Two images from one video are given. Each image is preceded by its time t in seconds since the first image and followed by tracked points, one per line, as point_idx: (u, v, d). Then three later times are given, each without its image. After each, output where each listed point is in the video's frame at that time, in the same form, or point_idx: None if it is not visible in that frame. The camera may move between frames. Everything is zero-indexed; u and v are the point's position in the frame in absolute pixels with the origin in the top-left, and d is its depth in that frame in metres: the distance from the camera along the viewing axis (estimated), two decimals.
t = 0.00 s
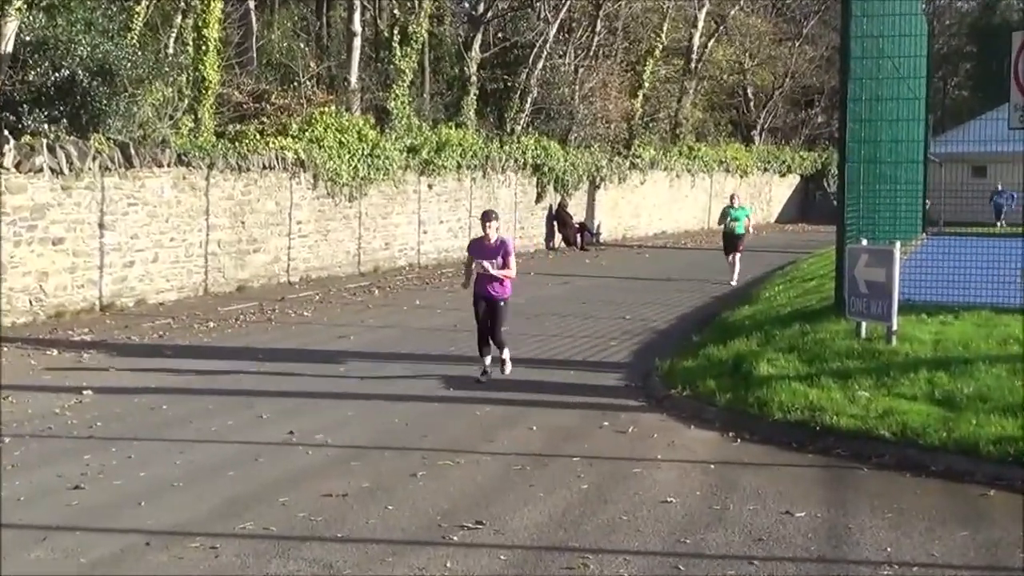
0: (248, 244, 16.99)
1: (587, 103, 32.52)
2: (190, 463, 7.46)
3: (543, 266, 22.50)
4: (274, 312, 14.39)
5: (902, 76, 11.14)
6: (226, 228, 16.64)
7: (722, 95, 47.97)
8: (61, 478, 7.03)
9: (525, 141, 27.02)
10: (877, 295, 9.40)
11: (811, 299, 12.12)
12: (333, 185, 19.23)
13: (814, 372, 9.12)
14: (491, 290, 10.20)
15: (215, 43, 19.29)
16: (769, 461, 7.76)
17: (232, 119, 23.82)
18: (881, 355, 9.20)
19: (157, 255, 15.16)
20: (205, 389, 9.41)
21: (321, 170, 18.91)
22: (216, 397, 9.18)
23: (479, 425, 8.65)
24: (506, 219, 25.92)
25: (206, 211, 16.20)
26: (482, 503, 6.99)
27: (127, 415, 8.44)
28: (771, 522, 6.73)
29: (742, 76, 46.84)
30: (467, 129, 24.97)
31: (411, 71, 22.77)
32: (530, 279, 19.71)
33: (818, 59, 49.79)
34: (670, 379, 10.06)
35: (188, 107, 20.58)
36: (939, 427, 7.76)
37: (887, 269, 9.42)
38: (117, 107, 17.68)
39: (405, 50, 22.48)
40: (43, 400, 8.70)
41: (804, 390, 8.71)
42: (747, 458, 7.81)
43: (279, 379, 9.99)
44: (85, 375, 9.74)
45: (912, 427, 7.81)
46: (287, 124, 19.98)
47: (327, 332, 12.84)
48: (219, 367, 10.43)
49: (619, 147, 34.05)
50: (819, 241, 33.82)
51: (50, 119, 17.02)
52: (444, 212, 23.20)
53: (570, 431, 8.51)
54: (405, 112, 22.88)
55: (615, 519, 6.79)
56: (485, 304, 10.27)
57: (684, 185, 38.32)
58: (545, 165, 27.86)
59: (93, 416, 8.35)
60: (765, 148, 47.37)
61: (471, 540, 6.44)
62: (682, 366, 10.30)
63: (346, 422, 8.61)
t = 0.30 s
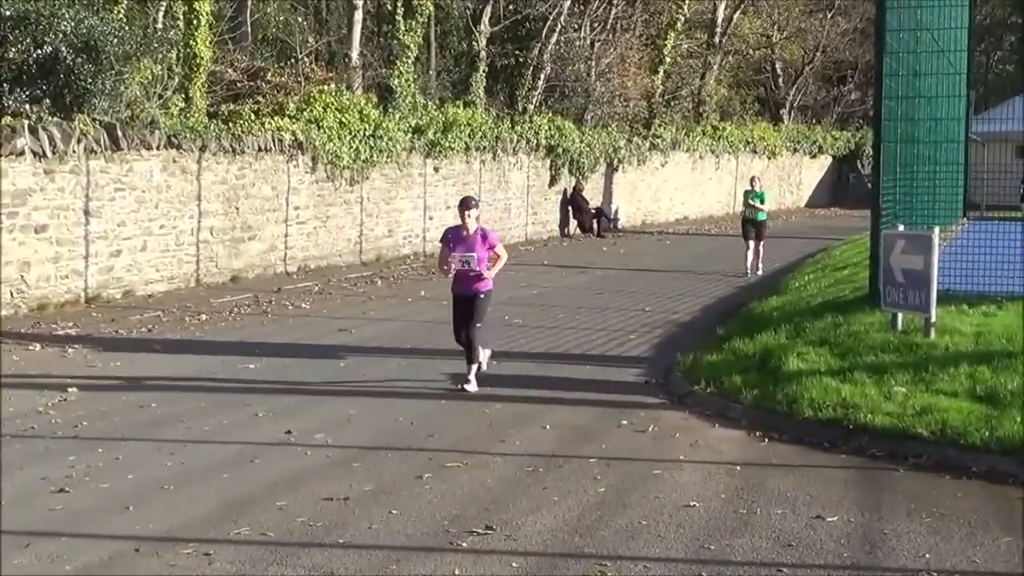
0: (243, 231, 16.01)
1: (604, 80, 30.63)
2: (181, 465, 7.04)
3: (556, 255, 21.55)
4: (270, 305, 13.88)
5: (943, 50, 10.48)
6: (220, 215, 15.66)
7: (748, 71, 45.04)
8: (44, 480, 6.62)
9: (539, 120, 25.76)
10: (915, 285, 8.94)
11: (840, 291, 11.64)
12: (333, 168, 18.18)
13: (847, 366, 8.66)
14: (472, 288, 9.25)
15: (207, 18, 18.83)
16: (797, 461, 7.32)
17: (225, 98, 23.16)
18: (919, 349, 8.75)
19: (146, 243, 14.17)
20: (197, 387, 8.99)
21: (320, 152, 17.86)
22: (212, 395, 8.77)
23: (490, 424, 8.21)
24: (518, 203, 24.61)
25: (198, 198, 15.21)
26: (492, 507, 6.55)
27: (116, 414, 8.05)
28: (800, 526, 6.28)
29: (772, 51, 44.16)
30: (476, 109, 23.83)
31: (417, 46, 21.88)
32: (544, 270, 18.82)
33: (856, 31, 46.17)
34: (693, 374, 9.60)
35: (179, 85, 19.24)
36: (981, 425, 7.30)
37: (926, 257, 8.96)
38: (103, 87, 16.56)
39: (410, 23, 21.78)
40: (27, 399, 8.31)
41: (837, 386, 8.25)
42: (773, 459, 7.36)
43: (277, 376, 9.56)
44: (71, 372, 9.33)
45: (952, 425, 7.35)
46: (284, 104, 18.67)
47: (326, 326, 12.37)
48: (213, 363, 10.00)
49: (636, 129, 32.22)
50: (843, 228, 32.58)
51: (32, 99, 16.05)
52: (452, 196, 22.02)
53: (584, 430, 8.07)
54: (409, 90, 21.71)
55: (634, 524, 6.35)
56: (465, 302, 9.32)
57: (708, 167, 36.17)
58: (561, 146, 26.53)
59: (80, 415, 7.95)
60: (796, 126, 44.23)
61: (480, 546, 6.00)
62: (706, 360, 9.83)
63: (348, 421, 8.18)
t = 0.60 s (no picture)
0: (231, 222, 15.65)
1: (616, 62, 29.79)
2: (168, 468, 6.71)
3: (562, 248, 21.13)
4: (261, 299, 13.56)
5: (972, 31, 10.25)
6: (209, 204, 15.30)
7: (768, 52, 43.21)
8: (22, 485, 6.28)
9: (546, 105, 25.22)
10: (944, 280, 8.60)
11: (861, 286, 11.30)
12: (328, 155, 17.74)
13: (870, 365, 8.33)
14: (437, 287, 8.55)
15: None
16: (817, 465, 6.97)
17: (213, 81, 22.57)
18: (945, 347, 8.41)
19: (130, 234, 13.83)
20: (184, 386, 8.67)
21: (314, 138, 17.41)
22: (203, 395, 8.44)
23: (492, 425, 7.87)
24: (522, 192, 24.09)
25: (185, 185, 14.84)
26: (494, 513, 6.21)
27: (98, 415, 7.72)
28: (819, 533, 5.94)
29: (794, 33, 42.65)
30: (480, 93, 23.29)
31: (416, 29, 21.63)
32: (550, 263, 18.40)
33: (880, 9, 44.91)
34: (707, 372, 9.27)
35: (164, 67, 18.56)
36: (1012, 428, 6.95)
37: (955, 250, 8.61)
38: (85, 69, 15.80)
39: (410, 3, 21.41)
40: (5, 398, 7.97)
41: (859, 385, 7.91)
42: (790, 463, 7.01)
43: (267, 375, 9.23)
44: (54, 370, 9.01)
45: (981, 428, 7.01)
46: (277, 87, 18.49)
47: (321, 321, 12.04)
48: (202, 361, 9.67)
49: (650, 114, 31.58)
50: (857, 219, 32.02)
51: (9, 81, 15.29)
52: (455, 183, 21.53)
53: (590, 432, 7.73)
54: (410, 83, 21.58)
55: (644, 530, 6.01)
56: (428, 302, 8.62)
57: (723, 154, 35.30)
58: (568, 132, 25.92)
59: (61, 416, 7.62)
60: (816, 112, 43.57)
61: (482, 553, 5.66)
62: (721, 357, 9.50)
63: (346, 423, 7.84)
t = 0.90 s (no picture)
0: (223, 213, 15.35)
1: (627, 45, 29.44)
2: (158, 471, 6.42)
3: (572, 241, 20.76)
4: (256, 294, 13.28)
5: (1000, 11, 10.48)
6: (199, 194, 15.00)
7: (788, 37, 42.90)
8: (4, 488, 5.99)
9: (554, 91, 24.84)
10: (974, 275, 8.30)
11: (881, 284, 10.99)
12: (325, 143, 17.44)
13: (895, 366, 8.05)
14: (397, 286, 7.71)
15: None
16: (839, 469, 6.66)
17: (205, 64, 22.59)
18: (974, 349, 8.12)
19: (117, 225, 13.56)
20: (177, 385, 8.38)
21: (311, 125, 17.14)
22: (197, 394, 8.15)
23: (498, 428, 7.56)
24: (530, 181, 23.74)
25: (176, 175, 14.56)
26: (500, 519, 5.91)
27: (87, 415, 7.43)
28: (842, 541, 5.62)
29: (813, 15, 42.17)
30: (484, 78, 22.87)
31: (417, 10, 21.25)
32: (560, 257, 18.06)
33: None
34: (723, 371, 8.99)
35: (153, 50, 18.18)
36: None
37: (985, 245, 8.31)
38: (70, 51, 15.66)
39: None
40: None
41: (885, 387, 7.62)
42: (808, 467, 6.70)
43: (262, 373, 8.94)
44: (42, 368, 8.72)
45: (1012, 431, 6.70)
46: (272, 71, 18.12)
47: (320, 317, 11.74)
48: (197, 358, 9.39)
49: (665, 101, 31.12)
50: (871, 212, 31.57)
51: None
52: (460, 173, 21.18)
53: (599, 434, 7.42)
54: (415, 68, 21.40)
55: (657, 537, 5.70)
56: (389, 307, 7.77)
57: (742, 143, 34.76)
58: (578, 118, 25.43)
59: (46, 416, 7.33)
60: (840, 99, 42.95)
61: (486, 561, 5.36)
62: (738, 356, 9.22)
63: (345, 424, 7.55)
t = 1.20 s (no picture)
0: (235, 208, 15.35)
1: (641, 41, 29.35)
2: (170, 466, 6.41)
3: (585, 237, 20.73)
4: (269, 289, 13.28)
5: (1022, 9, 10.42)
6: (212, 190, 15.01)
7: (803, 33, 42.86)
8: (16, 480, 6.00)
9: (566, 86, 24.80)
10: (988, 273, 8.25)
11: (894, 282, 10.95)
12: (338, 138, 17.45)
13: (909, 364, 8.01)
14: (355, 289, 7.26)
15: None
16: (853, 467, 6.63)
17: (217, 58, 22.66)
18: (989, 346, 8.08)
19: (130, 219, 13.57)
20: (188, 380, 8.38)
21: (324, 120, 17.13)
22: (208, 389, 8.15)
23: (509, 424, 7.54)
24: (544, 177, 23.73)
25: (188, 169, 14.55)
26: (512, 515, 5.88)
27: (97, 410, 7.43)
28: (856, 540, 5.59)
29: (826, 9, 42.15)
30: (498, 73, 22.84)
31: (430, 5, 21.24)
32: (573, 253, 18.03)
33: None
34: (737, 368, 8.96)
35: (166, 44, 18.20)
36: None
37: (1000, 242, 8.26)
38: (83, 45, 15.66)
39: None
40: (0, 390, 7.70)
41: (899, 385, 7.58)
42: (822, 466, 6.66)
43: (274, 368, 8.94)
44: (54, 362, 8.74)
45: None
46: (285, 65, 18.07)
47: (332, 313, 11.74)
48: (208, 353, 9.39)
49: (677, 98, 31.01)
50: (884, 209, 31.48)
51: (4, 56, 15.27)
52: (472, 169, 21.17)
53: (611, 431, 7.39)
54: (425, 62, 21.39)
55: (671, 535, 5.67)
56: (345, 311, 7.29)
57: (756, 140, 34.67)
58: (591, 114, 25.35)
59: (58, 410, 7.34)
60: (856, 95, 42.81)
61: (499, 558, 5.34)
62: (752, 353, 9.19)
63: (357, 419, 7.54)
